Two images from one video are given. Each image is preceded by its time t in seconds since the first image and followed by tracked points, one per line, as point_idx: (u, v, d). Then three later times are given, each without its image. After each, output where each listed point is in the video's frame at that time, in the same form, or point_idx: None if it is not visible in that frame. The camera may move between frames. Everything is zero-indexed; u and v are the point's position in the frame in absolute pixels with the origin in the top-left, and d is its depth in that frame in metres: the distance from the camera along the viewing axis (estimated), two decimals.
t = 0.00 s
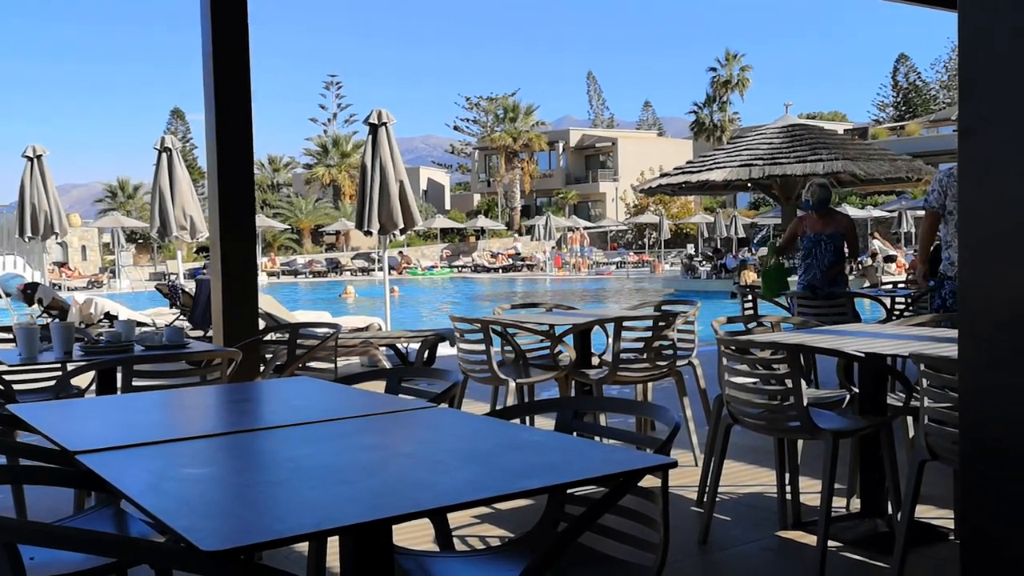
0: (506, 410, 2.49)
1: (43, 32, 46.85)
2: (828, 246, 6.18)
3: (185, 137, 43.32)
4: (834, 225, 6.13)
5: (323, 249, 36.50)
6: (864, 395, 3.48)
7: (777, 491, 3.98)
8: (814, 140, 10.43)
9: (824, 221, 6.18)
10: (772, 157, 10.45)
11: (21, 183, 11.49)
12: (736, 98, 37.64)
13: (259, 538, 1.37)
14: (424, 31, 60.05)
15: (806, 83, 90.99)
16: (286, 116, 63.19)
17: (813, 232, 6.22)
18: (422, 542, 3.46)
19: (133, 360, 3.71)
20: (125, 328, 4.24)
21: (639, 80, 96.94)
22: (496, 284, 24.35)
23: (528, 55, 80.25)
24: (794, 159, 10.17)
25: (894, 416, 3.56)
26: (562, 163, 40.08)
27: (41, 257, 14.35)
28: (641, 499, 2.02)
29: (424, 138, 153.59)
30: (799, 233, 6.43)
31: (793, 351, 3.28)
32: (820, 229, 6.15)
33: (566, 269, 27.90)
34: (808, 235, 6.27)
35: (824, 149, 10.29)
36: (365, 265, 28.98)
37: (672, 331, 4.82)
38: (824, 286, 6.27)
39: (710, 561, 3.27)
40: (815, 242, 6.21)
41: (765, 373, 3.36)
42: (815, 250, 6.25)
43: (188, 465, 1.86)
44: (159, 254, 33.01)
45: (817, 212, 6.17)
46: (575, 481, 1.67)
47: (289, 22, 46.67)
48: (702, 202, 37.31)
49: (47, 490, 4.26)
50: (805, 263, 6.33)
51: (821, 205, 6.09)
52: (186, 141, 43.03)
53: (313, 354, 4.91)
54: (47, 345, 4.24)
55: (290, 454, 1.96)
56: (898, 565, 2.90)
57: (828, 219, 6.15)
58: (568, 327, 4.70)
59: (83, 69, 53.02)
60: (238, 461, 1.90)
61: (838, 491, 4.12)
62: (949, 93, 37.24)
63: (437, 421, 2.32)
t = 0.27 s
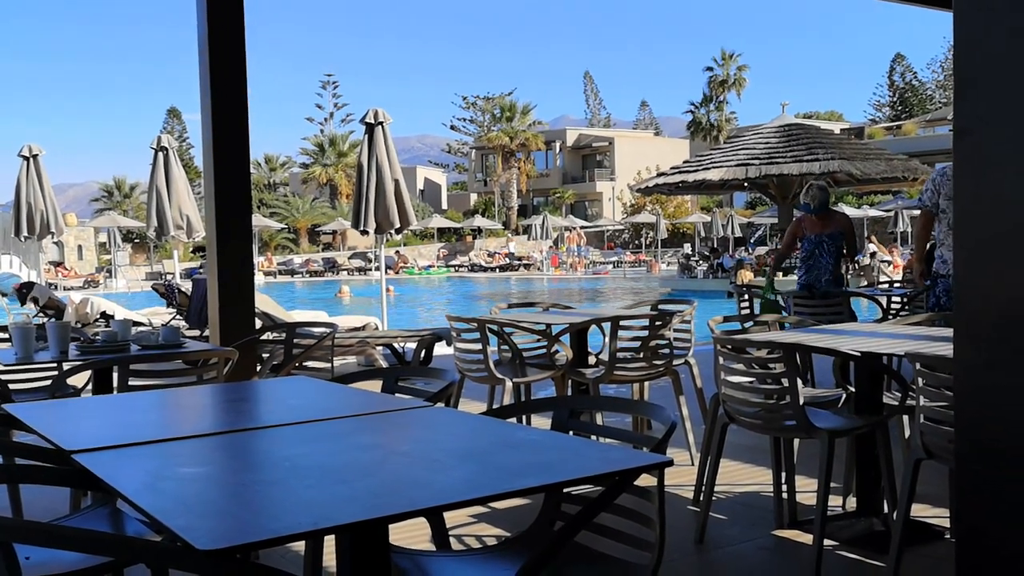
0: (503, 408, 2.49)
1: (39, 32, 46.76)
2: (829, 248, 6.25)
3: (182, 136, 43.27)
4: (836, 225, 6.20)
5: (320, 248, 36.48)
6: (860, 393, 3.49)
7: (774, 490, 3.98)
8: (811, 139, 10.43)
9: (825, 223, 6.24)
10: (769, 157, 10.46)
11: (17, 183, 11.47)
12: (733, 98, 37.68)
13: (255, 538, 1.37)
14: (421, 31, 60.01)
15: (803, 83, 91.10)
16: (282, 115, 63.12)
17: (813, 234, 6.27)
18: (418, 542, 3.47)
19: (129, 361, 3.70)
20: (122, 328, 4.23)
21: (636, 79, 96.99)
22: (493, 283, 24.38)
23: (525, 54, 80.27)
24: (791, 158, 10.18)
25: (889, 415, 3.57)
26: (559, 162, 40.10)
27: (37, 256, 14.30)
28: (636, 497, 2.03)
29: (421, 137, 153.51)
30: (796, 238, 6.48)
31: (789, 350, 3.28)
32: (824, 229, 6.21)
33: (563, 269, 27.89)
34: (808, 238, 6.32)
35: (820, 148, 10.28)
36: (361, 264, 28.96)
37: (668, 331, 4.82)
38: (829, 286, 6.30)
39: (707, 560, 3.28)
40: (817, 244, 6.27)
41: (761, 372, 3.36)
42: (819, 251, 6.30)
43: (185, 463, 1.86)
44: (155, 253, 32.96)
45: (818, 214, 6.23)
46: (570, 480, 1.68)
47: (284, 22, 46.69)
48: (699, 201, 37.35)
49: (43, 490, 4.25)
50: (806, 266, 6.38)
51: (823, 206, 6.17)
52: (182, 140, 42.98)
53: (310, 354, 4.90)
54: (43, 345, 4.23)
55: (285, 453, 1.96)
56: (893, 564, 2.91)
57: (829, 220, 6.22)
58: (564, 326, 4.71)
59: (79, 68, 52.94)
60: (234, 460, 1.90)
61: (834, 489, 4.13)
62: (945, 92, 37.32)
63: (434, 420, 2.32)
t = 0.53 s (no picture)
0: (500, 408, 2.49)
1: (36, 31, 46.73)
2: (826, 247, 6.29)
3: (179, 136, 43.25)
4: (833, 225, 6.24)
5: (317, 247, 36.48)
6: (858, 392, 3.49)
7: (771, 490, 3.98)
8: (808, 138, 10.42)
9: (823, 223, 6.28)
10: (766, 156, 10.46)
11: (13, 183, 11.45)
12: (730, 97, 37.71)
13: (252, 537, 1.37)
14: (418, 30, 60.00)
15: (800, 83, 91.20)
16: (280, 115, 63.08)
17: (810, 233, 6.32)
18: (417, 541, 3.47)
19: (127, 361, 3.70)
20: (119, 328, 4.23)
21: (634, 79, 97.05)
22: (491, 283, 24.42)
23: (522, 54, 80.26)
24: (788, 158, 10.18)
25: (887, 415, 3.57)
26: (557, 162, 40.13)
27: (35, 256, 14.28)
28: (634, 497, 2.03)
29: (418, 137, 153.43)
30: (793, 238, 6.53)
31: (787, 349, 3.29)
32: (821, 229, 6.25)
33: (560, 268, 27.90)
34: (805, 236, 6.37)
35: (817, 147, 10.27)
36: (359, 264, 28.95)
37: (665, 330, 4.83)
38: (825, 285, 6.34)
39: (704, 560, 3.28)
40: (814, 242, 6.31)
41: (758, 371, 3.37)
42: (815, 251, 6.35)
43: (181, 464, 1.86)
44: (153, 253, 32.93)
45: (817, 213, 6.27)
46: (568, 478, 1.68)
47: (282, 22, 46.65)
48: (696, 201, 37.39)
49: (41, 490, 4.24)
50: (803, 265, 6.42)
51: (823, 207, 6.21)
52: (179, 140, 42.96)
53: (307, 354, 4.90)
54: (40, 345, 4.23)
55: (283, 453, 1.96)
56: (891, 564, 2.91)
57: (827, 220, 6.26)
58: (561, 325, 4.71)
59: (76, 67, 52.89)
60: (231, 460, 1.90)
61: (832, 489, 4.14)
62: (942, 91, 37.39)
63: (431, 420, 2.32)
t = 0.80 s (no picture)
0: (499, 407, 2.49)
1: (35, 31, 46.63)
2: (822, 246, 6.32)
3: (178, 136, 43.24)
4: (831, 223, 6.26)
5: (316, 247, 36.49)
6: (856, 392, 3.49)
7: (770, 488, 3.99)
8: (807, 138, 10.41)
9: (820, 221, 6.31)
10: (766, 155, 10.46)
11: (12, 182, 11.43)
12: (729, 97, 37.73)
13: (251, 537, 1.37)
14: (418, 30, 59.98)
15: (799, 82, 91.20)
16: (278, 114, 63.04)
17: (807, 231, 6.35)
18: (416, 541, 3.48)
19: (126, 359, 3.69)
20: (117, 327, 4.23)
21: (633, 78, 97.06)
22: (490, 283, 24.49)
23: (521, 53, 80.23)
24: (787, 157, 10.18)
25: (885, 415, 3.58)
26: (556, 161, 40.14)
27: (33, 255, 14.28)
28: (632, 495, 2.03)
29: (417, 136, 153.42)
30: (792, 237, 6.56)
31: (785, 347, 3.29)
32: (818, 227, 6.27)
33: (559, 267, 27.87)
34: (802, 234, 6.39)
35: (817, 147, 10.25)
36: (357, 263, 28.96)
37: (664, 329, 4.83)
38: (821, 284, 6.36)
39: (704, 559, 3.28)
40: (811, 241, 6.34)
41: (758, 370, 3.37)
42: (811, 250, 6.37)
43: (182, 463, 1.86)
44: (152, 253, 32.92)
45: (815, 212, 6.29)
46: (567, 477, 1.68)
47: (281, 21, 46.62)
48: (695, 200, 37.42)
49: (40, 489, 4.24)
50: (800, 265, 6.43)
51: (825, 206, 6.22)
52: (178, 140, 42.95)
53: (306, 353, 4.89)
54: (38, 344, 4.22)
55: (283, 452, 1.96)
56: (890, 565, 2.92)
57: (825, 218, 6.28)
58: (560, 325, 4.71)
59: (75, 66, 52.87)
60: (230, 459, 1.90)
61: (830, 488, 4.14)
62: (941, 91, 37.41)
63: (432, 420, 2.33)
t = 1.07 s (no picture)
0: (500, 406, 2.49)
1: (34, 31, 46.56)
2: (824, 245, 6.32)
3: (178, 136, 43.23)
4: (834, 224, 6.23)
5: (317, 246, 36.52)
6: (857, 390, 3.49)
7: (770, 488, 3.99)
8: (807, 137, 10.41)
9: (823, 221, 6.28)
10: (765, 155, 10.47)
11: (12, 182, 11.44)
12: (729, 96, 37.73)
13: (253, 535, 1.37)
14: (418, 29, 59.97)
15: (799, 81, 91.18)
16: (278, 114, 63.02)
17: (809, 230, 6.34)
18: (416, 539, 3.48)
19: (126, 359, 3.70)
20: (117, 327, 4.23)
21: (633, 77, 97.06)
22: (491, 281, 24.50)
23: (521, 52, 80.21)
24: (787, 156, 10.18)
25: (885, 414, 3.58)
26: (556, 161, 40.15)
27: (33, 255, 14.29)
28: (633, 495, 2.03)
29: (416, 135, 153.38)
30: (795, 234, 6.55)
31: (785, 347, 3.29)
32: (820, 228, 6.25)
33: (559, 267, 27.87)
34: (804, 232, 6.39)
35: (817, 146, 10.26)
36: (357, 262, 28.96)
37: (664, 329, 4.84)
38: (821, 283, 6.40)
39: (704, 559, 3.28)
40: (812, 240, 6.34)
41: (758, 369, 3.38)
42: (812, 248, 6.37)
43: (182, 462, 1.86)
44: (152, 252, 32.92)
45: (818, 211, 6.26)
46: (568, 478, 1.68)
47: (280, 21, 46.64)
48: (695, 199, 37.43)
49: (41, 488, 4.24)
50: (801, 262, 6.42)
51: (828, 206, 6.18)
52: (178, 139, 42.95)
53: (306, 353, 4.89)
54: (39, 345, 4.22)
55: (282, 452, 1.97)
56: (890, 563, 2.92)
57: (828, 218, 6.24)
58: (560, 323, 4.72)
59: (75, 66, 52.85)
60: (230, 458, 1.90)
61: (830, 488, 4.14)
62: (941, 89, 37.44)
63: (431, 419, 2.33)
